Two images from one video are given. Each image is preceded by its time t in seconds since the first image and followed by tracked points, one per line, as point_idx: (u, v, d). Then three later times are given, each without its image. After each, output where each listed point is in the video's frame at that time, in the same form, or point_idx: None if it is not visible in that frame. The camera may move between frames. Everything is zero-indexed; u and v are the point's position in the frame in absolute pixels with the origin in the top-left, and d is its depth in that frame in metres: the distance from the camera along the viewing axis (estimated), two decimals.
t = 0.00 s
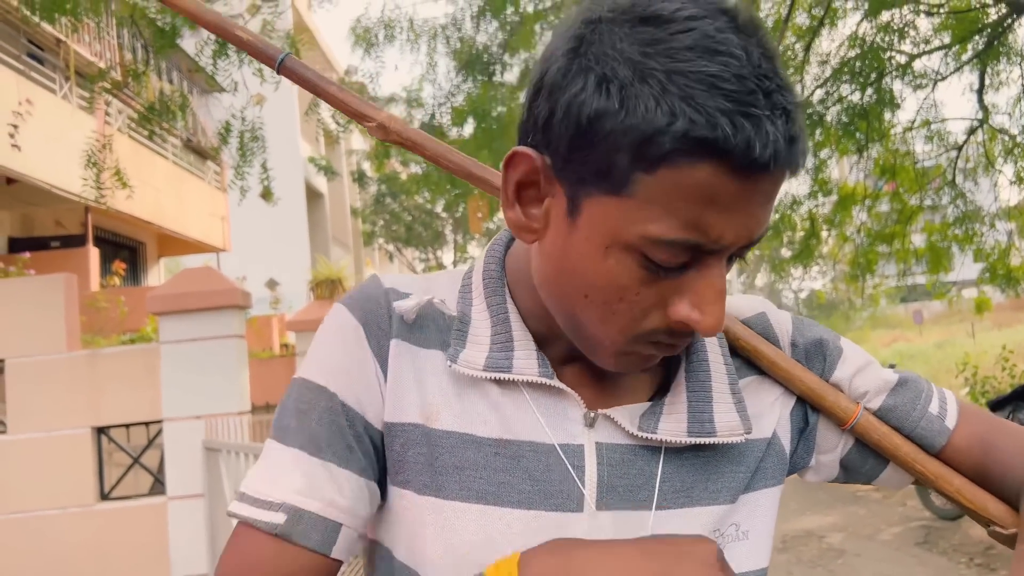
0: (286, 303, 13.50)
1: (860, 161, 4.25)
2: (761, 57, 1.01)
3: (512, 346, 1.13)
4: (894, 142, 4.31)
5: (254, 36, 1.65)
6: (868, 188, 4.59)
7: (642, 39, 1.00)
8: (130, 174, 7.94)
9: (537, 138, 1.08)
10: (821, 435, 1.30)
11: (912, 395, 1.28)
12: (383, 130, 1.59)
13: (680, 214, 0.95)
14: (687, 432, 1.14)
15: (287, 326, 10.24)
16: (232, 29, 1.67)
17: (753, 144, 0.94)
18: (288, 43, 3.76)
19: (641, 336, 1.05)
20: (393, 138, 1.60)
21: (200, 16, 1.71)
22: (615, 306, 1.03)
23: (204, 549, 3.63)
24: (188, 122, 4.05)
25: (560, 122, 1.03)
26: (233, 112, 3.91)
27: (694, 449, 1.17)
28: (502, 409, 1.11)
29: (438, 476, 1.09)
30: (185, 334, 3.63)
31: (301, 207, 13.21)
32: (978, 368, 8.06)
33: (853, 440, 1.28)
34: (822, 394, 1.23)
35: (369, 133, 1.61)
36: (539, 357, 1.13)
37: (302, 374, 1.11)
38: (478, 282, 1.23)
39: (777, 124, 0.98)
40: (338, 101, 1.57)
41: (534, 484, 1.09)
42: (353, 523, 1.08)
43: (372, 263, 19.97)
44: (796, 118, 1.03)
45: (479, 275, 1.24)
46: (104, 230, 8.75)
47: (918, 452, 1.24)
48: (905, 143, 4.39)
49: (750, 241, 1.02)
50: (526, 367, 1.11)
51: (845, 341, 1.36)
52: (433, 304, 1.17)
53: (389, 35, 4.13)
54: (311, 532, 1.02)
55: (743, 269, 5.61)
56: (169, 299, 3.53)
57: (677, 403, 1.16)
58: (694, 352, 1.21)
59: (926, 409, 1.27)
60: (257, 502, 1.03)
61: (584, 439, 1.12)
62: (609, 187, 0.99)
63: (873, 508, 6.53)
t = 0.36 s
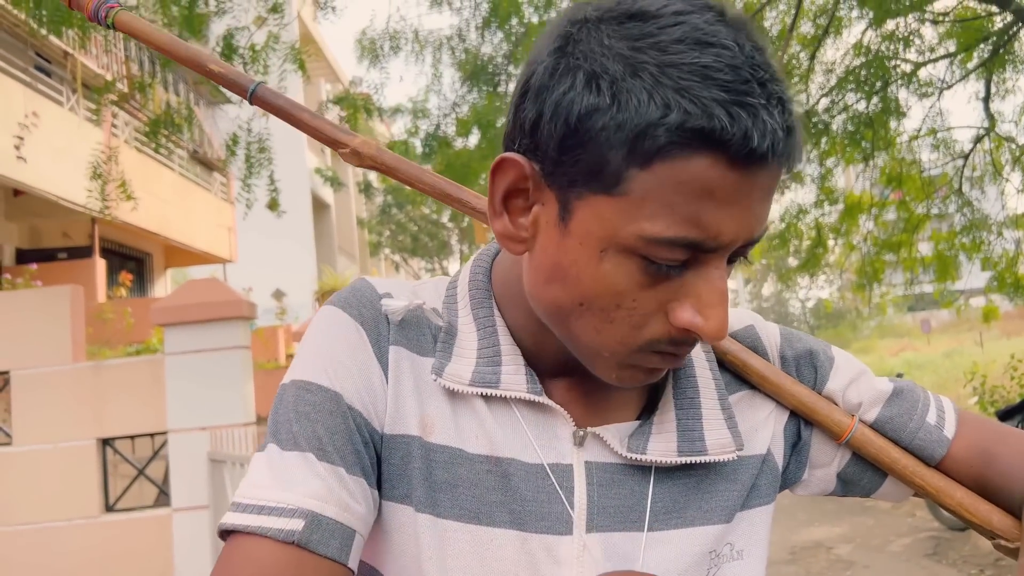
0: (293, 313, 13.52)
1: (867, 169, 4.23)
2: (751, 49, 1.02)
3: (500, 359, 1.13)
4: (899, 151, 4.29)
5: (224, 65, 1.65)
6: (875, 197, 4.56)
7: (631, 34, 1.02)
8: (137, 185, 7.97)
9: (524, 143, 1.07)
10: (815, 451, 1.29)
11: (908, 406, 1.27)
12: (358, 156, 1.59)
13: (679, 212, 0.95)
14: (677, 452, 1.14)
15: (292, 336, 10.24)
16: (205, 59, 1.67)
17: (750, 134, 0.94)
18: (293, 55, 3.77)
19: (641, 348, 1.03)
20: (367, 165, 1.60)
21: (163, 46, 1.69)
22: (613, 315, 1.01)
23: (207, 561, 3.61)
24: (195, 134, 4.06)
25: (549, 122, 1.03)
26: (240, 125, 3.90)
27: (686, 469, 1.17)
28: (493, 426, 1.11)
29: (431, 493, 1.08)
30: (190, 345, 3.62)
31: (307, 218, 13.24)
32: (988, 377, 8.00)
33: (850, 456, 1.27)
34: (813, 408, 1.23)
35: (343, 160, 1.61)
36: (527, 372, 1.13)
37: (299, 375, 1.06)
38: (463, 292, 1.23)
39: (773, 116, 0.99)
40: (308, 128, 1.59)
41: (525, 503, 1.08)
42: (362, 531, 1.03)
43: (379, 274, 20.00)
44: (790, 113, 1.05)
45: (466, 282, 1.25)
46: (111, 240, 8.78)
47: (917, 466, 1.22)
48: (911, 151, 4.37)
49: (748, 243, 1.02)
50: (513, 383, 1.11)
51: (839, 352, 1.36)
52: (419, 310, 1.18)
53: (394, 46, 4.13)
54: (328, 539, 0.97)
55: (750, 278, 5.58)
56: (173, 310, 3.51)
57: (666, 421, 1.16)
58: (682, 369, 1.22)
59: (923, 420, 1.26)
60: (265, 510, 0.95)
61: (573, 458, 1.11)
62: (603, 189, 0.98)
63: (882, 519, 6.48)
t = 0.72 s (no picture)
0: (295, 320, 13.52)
1: (868, 175, 4.21)
2: (673, 14, 1.04)
3: (482, 374, 1.13)
4: (901, 156, 4.28)
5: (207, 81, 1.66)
6: (877, 202, 4.55)
7: (552, 15, 1.05)
8: (139, 193, 7.97)
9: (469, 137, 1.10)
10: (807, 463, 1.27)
11: (899, 417, 1.26)
12: (341, 170, 1.60)
13: (609, 180, 0.94)
14: (666, 463, 1.12)
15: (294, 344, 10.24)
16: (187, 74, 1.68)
17: (667, 90, 0.94)
18: (294, 63, 3.76)
19: (601, 333, 1.01)
20: (351, 178, 1.62)
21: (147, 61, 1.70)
22: (564, 298, 1.00)
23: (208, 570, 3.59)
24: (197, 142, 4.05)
25: (483, 110, 1.06)
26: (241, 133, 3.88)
27: (676, 481, 1.15)
28: (477, 440, 1.10)
29: (419, 510, 1.07)
30: (190, 353, 3.61)
31: (309, 225, 13.25)
32: (991, 383, 7.97)
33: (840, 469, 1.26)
34: (801, 421, 1.22)
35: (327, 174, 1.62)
36: (510, 386, 1.12)
37: (284, 398, 1.06)
38: (445, 308, 1.24)
39: (695, 72, 0.99)
40: (292, 142, 1.60)
41: (513, 519, 1.07)
42: (354, 550, 1.02)
43: (381, 280, 20.01)
44: (725, 73, 1.04)
45: (447, 298, 1.26)
46: (113, 248, 8.79)
47: (908, 480, 1.21)
48: (913, 157, 4.36)
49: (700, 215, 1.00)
50: (496, 398, 1.11)
51: (830, 361, 1.35)
52: (401, 327, 1.18)
53: (395, 53, 4.13)
54: (321, 557, 0.95)
55: (753, 283, 5.57)
56: (174, 318, 3.52)
57: (653, 431, 1.15)
58: (669, 375, 1.20)
59: (915, 432, 1.24)
60: (255, 531, 0.94)
61: (561, 472, 1.10)
62: (535, 168, 0.99)
63: (885, 526, 6.45)
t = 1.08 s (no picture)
0: (296, 324, 13.50)
1: (870, 176, 4.21)
2: None
3: (486, 380, 1.14)
4: (902, 158, 4.28)
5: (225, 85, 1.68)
6: (877, 205, 4.55)
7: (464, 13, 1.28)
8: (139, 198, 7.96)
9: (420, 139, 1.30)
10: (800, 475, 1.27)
11: (895, 439, 1.26)
12: (352, 176, 1.64)
13: (508, 111, 1.09)
14: (668, 466, 1.10)
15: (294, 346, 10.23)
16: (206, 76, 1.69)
17: (537, 18, 1.13)
18: (295, 67, 3.77)
19: (546, 268, 1.05)
20: (361, 183, 1.66)
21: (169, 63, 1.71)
22: (503, 238, 1.08)
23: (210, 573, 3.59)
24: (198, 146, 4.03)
25: (418, 104, 1.26)
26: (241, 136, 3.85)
27: (681, 487, 1.14)
28: (483, 446, 1.10)
29: (428, 517, 1.06)
30: (192, 356, 3.60)
31: (309, 229, 13.24)
32: (993, 385, 7.94)
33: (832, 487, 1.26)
34: (795, 437, 1.22)
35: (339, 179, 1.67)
36: (513, 392, 1.13)
37: (292, 413, 1.07)
38: (446, 317, 1.26)
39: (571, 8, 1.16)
40: (306, 147, 1.64)
41: (521, 524, 1.06)
42: (372, 558, 1.02)
43: (381, 284, 19.99)
44: (617, 18, 1.20)
45: (447, 307, 1.28)
46: (114, 252, 8.78)
47: (898, 502, 1.22)
48: (913, 159, 4.36)
49: (610, 135, 1.10)
50: (499, 403, 1.11)
51: (831, 376, 1.35)
52: (402, 336, 1.21)
53: (395, 56, 4.13)
54: (340, 568, 0.96)
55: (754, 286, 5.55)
56: (176, 321, 3.53)
57: (654, 435, 1.13)
58: (669, 379, 1.19)
59: (908, 455, 1.24)
60: (273, 547, 0.95)
61: (565, 477, 1.10)
62: (453, 129, 1.16)
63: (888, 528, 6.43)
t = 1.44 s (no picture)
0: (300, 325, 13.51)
1: (873, 178, 4.20)
2: None
3: (475, 386, 1.15)
4: (905, 160, 4.28)
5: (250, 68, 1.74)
6: (881, 206, 4.52)
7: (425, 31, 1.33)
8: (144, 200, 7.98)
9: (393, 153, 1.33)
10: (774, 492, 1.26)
11: (863, 482, 1.18)
12: (362, 166, 1.61)
13: (454, 111, 1.12)
14: (652, 466, 1.09)
15: (299, 347, 10.25)
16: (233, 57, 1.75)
17: (473, 23, 1.16)
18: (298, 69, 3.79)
19: (498, 260, 1.07)
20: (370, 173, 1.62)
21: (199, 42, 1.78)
22: (458, 234, 1.10)
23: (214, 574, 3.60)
24: (202, 147, 4.04)
25: (384, 120, 1.30)
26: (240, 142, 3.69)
27: (666, 489, 1.13)
28: (474, 450, 1.10)
29: (424, 517, 1.06)
30: (196, 357, 3.61)
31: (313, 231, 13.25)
32: (998, 387, 7.92)
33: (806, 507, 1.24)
34: (766, 454, 1.21)
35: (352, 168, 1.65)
36: (503, 396, 1.14)
37: (297, 425, 1.09)
38: (438, 325, 1.27)
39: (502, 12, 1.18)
40: (324, 135, 1.66)
41: (514, 526, 1.06)
42: (382, 559, 1.03)
43: (385, 285, 20.00)
44: (558, 17, 1.22)
45: (439, 316, 1.28)
46: (119, 253, 8.81)
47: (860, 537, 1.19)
48: (917, 160, 4.36)
49: (554, 127, 1.11)
50: (488, 406, 1.12)
51: (820, 396, 1.27)
52: (398, 345, 1.22)
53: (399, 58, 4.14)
54: (353, 569, 0.97)
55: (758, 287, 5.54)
56: (180, 322, 3.54)
57: (639, 437, 1.12)
58: (651, 383, 1.18)
59: (869, 503, 1.17)
60: (288, 553, 0.96)
61: (553, 480, 1.10)
62: (411, 135, 1.19)
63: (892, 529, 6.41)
